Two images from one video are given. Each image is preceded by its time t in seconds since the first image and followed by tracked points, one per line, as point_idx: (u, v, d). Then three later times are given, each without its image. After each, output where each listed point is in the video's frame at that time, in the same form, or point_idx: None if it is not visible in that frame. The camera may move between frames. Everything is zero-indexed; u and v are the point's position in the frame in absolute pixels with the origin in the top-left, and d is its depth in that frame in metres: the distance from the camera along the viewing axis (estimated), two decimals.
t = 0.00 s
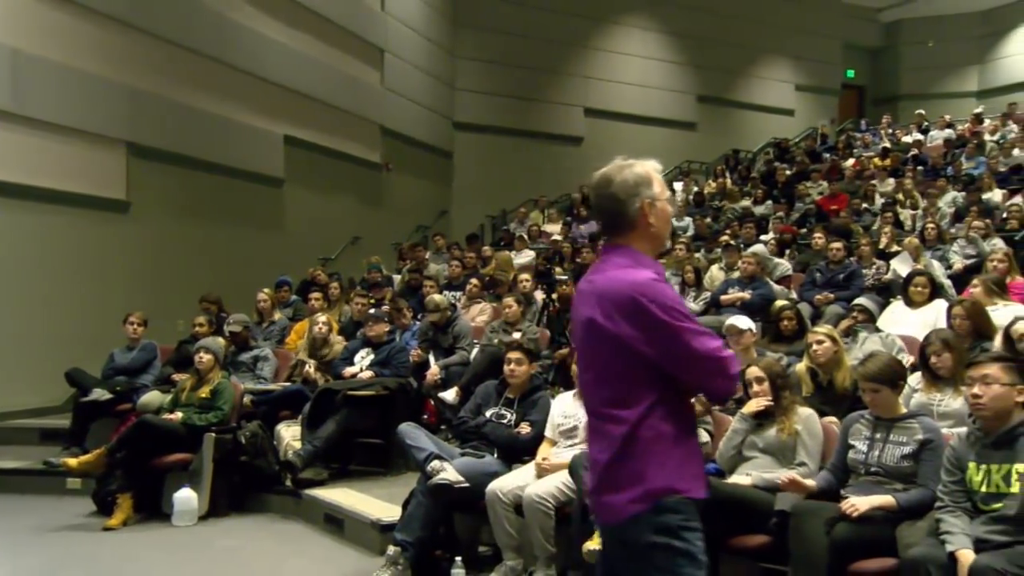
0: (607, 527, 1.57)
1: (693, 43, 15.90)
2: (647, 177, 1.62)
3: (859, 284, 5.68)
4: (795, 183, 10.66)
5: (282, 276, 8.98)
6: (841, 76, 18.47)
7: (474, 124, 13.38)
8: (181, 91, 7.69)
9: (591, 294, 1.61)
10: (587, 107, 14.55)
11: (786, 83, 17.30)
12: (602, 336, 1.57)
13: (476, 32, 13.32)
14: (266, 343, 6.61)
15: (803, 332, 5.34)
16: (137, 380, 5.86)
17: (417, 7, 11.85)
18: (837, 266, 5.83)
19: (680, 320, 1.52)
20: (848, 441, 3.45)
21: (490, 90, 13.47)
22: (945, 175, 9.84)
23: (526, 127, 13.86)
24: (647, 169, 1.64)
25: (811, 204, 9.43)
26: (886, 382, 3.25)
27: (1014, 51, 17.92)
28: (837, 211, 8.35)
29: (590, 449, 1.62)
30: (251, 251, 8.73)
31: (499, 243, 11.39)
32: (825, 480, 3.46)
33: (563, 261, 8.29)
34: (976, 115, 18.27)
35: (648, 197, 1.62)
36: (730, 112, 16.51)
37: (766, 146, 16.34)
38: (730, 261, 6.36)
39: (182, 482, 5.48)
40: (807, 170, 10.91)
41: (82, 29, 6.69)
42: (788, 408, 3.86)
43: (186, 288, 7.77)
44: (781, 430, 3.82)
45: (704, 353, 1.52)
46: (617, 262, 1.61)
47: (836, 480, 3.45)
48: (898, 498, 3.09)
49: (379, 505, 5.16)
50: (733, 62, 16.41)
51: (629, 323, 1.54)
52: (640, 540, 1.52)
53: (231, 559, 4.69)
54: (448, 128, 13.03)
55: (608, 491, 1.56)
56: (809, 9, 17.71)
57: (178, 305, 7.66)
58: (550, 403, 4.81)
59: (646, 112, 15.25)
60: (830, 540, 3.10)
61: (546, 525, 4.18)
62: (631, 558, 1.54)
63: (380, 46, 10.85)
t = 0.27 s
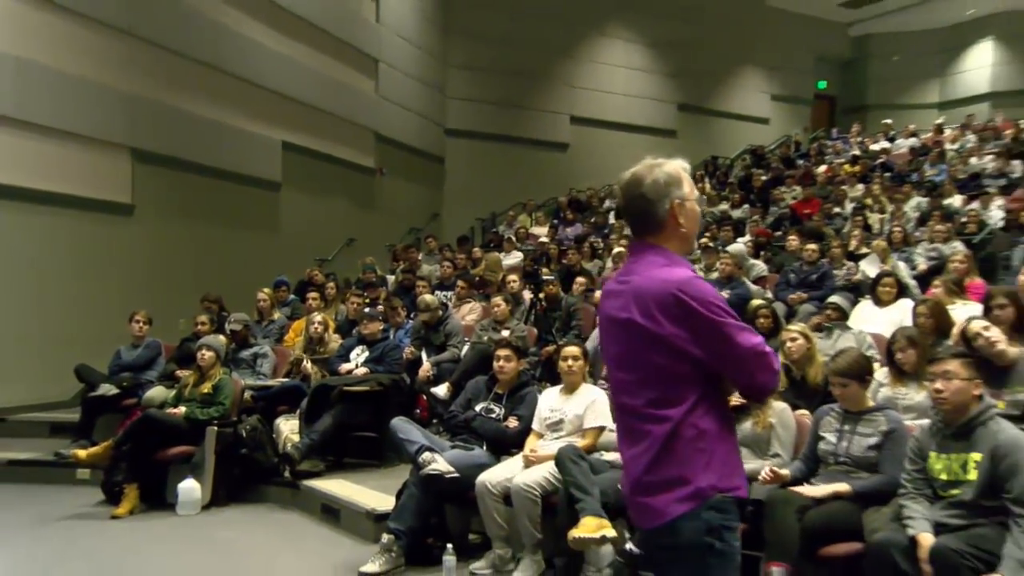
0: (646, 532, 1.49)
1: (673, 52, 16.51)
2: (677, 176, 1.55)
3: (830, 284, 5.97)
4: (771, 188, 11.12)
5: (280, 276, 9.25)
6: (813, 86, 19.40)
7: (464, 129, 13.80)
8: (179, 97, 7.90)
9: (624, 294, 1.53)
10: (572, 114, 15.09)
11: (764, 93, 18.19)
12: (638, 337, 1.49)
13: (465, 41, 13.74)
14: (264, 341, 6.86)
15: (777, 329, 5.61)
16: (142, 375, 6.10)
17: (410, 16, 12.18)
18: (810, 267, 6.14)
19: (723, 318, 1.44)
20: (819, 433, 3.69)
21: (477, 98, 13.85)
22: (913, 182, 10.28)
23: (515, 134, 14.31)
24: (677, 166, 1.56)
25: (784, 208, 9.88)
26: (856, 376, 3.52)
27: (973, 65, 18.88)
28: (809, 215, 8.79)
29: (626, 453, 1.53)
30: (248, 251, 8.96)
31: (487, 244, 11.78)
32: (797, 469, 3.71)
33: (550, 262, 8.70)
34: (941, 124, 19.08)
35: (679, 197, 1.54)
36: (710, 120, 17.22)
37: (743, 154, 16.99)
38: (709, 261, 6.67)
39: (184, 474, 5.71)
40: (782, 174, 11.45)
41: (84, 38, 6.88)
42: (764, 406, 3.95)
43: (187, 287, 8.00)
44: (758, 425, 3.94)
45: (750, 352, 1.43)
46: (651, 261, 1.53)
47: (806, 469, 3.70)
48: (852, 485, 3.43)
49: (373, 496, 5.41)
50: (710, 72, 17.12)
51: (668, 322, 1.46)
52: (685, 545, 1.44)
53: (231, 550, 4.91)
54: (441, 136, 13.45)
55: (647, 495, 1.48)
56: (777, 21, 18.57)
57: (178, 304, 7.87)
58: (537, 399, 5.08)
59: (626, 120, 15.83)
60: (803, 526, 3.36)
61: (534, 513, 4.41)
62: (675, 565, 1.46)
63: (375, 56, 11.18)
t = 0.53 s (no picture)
0: (658, 518, 1.61)
1: (650, 66, 17.64)
2: (680, 176, 1.66)
3: (798, 284, 6.36)
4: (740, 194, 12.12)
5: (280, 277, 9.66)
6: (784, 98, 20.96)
7: (454, 137, 14.66)
8: (185, 107, 8.24)
9: (634, 293, 1.67)
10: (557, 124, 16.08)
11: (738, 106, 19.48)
12: (647, 333, 1.63)
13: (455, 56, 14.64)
14: (267, 339, 7.23)
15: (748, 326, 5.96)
16: (151, 370, 6.49)
17: (404, 32, 12.82)
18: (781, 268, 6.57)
19: (724, 313, 1.56)
20: (788, 423, 4.04)
21: (467, 109, 14.77)
22: (875, 193, 10.93)
23: (504, 143, 15.27)
24: (682, 169, 1.67)
25: (754, 212, 10.65)
26: (821, 367, 3.90)
27: (927, 81, 20.59)
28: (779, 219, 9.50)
29: (639, 444, 1.66)
30: (249, 253, 9.31)
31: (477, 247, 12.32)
32: (766, 456, 4.03)
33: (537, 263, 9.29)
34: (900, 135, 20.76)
35: (683, 196, 1.66)
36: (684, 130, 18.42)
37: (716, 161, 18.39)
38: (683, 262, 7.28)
39: (191, 463, 6.05)
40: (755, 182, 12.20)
41: (95, 51, 7.20)
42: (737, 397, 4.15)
43: (192, 288, 8.35)
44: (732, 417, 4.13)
45: (750, 344, 1.55)
46: (659, 260, 1.66)
47: (776, 456, 4.03)
48: (805, 470, 3.72)
49: (369, 484, 5.76)
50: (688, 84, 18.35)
51: (674, 319, 1.59)
52: (693, 531, 1.56)
53: (237, 536, 5.22)
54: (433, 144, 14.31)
55: (658, 484, 1.60)
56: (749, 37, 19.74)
57: (183, 304, 8.20)
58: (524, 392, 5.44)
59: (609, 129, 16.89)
60: (771, 510, 3.62)
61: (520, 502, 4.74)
62: (686, 550, 1.58)
63: (371, 68, 11.74)
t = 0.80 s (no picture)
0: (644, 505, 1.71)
1: (625, 80, 19.18)
2: (690, 179, 1.72)
3: (770, 284, 6.75)
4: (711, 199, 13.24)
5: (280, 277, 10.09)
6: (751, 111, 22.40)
7: (444, 145, 15.85)
8: (188, 117, 8.65)
9: (638, 290, 1.75)
10: (542, 133, 17.56)
11: (706, 117, 21.01)
12: (641, 329, 1.71)
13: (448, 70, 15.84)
14: (268, 336, 7.64)
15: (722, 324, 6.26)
16: (159, 365, 6.96)
17: (398, 47, 13.78)
18: (754, 268, 6.97)
19: (709, 317, 1.60)
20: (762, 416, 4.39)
21: (459, 119, 16.00)
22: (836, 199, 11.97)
23: (493, 151, 16.61)
24: (697, 172, 1.72)
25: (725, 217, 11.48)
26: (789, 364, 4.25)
27: (885, 96, 22.83)
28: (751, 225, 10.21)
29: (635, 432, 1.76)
30: (248, 254, 9.75)
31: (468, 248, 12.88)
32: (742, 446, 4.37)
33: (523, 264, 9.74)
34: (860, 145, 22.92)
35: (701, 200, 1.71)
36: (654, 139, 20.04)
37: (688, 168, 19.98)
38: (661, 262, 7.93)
39: (196, 454, 6.40)
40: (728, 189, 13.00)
41: (106, 65, 7.58)
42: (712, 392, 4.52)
43: (194, 288, 8.71)
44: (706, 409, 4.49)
45: (732, 350, 1.58)
46: (663, 261, 1.73)
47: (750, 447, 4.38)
48: (775, 457, 4.07)
49: (363, 474, 6.12)
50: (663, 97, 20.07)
51: (662, 319, 1.66)
52: (668, 521, 1.64)
53: (243, 523, 5.57)
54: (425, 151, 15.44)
55: (642, 474, 1.69)
56: (718, 53, 21.42)
57: (185, 303, 8.56)
58: (510, 386, 5.81)
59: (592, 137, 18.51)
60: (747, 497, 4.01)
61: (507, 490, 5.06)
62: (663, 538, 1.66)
63: (365, 80, 12.51)
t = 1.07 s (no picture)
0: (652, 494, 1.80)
1: (606, 91, 19.91)
2: (699, 183, 1.81)
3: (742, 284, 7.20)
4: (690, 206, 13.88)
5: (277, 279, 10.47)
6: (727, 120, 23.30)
7: (437, 153, 16.26)
8: (190, 124, 9.04)
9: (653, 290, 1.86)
10: (529, 142, 18.19)
11: (684, 126, 21.89)
12: (652, 326, 1.82)
13: (441, 81, 16.34)
14: (268, 333, 8.10)
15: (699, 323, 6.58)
16: (164, 362, 7.33)
17: (390, 59, 14.29)
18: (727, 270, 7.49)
19: (703, 312, 1.66)
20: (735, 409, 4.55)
21: (451, 128, 16.46)
22: (808, 206, 12.61)
23: (483, 159, 17.20)
24: (710, 178, 1.81)
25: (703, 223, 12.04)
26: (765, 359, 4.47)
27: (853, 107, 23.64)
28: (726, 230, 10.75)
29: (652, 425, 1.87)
30: (247, 256, 10.14)
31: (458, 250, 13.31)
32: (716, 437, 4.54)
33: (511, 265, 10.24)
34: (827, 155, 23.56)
35: (712, 204, 1.79)
36: (634, 148, 20.83)
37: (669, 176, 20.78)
38: (642, 265, 8.39)
39: (200, 446, 6.74)
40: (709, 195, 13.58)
41: (114, 75, 7.96)
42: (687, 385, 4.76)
43: (194, 289, 9.06)
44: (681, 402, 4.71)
45: (725, 345, 1.63)
46: (676, 262, 1.82)
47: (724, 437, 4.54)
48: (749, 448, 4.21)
49: (361, 464, 6.40)
50: (644, 107, 20.89)
51: (665, 316, 1.75)
52: (667, 510, 1.72)
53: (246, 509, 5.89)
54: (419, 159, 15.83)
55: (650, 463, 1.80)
56: (693, 66, 22.13)
57: (185, 303, 8.92)
58: (499, 381, 6.09)
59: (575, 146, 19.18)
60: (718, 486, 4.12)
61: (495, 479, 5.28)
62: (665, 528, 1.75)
63: (362, 91, 13.03)
